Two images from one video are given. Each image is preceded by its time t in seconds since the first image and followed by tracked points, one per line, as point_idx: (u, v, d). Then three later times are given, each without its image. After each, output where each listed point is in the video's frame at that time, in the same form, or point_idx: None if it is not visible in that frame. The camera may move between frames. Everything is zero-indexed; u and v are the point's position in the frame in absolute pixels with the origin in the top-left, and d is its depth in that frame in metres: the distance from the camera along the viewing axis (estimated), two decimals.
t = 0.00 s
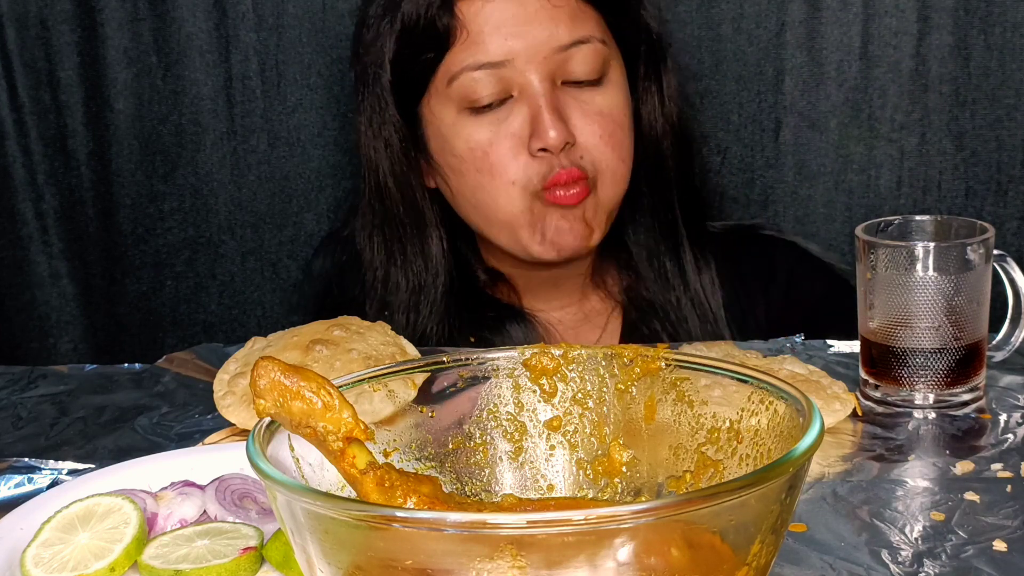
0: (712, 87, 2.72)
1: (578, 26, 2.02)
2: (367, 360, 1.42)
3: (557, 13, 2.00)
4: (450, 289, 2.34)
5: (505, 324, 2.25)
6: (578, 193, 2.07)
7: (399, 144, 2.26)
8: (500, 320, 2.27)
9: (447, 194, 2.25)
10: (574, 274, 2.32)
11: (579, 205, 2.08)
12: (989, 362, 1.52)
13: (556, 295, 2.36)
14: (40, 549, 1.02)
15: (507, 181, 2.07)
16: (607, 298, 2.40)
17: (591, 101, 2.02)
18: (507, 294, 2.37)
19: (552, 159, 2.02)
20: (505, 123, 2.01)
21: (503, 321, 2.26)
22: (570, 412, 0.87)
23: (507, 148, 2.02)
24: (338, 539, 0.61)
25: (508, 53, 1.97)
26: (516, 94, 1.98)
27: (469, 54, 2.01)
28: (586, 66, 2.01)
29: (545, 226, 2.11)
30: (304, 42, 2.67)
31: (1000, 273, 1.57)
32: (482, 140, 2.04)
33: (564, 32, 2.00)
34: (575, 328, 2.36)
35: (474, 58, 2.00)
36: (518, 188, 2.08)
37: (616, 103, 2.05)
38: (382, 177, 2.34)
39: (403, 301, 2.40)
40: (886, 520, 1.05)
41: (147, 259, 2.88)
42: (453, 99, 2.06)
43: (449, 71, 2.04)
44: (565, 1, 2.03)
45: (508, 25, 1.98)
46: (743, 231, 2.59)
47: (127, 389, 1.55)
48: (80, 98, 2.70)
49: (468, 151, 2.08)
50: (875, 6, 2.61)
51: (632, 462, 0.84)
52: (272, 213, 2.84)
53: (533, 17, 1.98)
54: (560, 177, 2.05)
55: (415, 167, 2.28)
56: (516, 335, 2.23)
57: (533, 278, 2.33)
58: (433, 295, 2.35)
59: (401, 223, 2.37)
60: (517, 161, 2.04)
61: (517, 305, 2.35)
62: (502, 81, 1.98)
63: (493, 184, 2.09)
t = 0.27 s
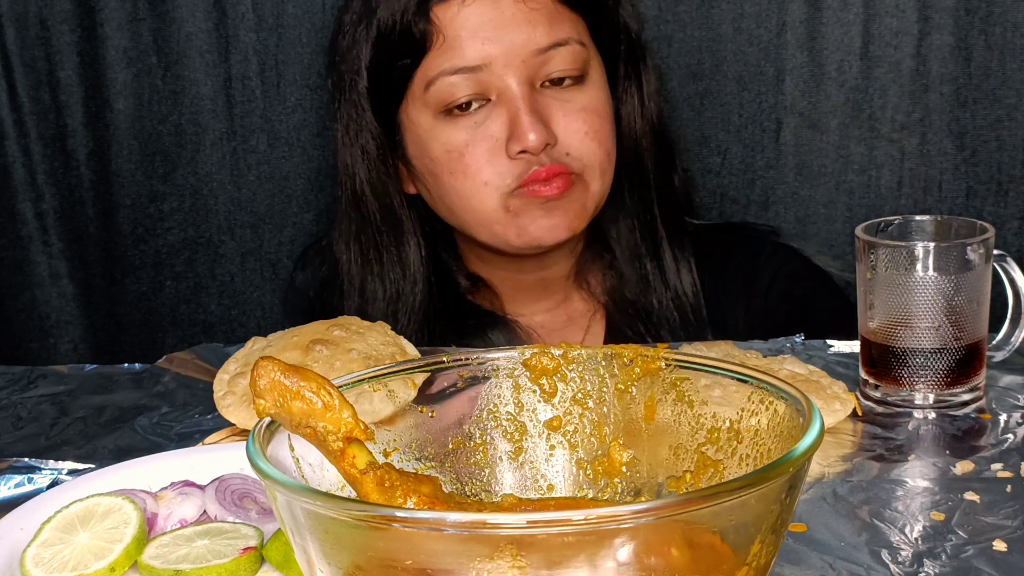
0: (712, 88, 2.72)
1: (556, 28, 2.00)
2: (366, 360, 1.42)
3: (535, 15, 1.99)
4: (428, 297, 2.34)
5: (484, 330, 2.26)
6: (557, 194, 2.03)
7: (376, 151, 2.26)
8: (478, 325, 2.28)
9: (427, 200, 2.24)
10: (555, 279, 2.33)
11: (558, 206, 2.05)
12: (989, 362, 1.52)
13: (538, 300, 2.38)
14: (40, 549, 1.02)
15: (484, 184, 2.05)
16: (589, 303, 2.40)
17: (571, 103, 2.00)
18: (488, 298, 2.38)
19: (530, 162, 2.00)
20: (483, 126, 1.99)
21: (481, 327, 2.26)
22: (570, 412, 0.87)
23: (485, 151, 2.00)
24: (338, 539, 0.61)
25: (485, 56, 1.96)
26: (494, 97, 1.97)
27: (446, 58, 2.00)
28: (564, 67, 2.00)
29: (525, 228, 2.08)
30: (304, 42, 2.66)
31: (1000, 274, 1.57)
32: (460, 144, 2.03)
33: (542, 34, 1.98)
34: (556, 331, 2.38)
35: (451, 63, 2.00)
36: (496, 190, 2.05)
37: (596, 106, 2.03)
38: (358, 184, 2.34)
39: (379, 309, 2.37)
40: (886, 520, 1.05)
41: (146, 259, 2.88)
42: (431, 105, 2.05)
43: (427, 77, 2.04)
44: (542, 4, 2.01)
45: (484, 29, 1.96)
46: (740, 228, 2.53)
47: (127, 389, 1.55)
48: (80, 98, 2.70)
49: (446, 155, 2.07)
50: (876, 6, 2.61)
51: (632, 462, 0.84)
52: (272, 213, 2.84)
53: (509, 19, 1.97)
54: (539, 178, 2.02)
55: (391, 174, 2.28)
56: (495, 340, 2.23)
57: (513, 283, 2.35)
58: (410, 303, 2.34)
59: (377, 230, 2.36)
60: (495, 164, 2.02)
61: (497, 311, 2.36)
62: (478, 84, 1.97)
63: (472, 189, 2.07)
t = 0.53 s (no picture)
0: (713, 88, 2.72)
1: (564, 26, 1.96)
2: (367, 360, 1.42)
3: (544, 11, 1.95)
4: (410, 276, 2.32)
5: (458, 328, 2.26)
6: (534, 203, 2.04)
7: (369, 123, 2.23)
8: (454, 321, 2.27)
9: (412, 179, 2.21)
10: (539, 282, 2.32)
11: (536, 208, 2.05)
12: (989, 363, 1.52)
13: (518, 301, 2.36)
14: (40, 549, 1.02)
15: (467, 174, 2.04)
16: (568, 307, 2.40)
17: (567, 106, 1.98)
18: (467, 292, 2.37)
19: (516, 159, 1.99)
20: (475, 115, 1.97)
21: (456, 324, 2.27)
22: (570, 412, 0.87)
23: (473, 140, 1.99)
24: (338, 539, 0.61)
25: (488, 46, 1.93)
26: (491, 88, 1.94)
27: (448, 40, 1.96)
28: (567, 69, 1.96)
29: (502, 226, 2.09)
30: (303, 42, 2.67)
31: (1001, 274, 1.57)
32: (449, 129, 2.00)
33: (549, 32, 1.94)
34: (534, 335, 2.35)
35: (453, 46, 1.96)
36: (479, 182, 2.05)
37: (592, 113, 2.01)
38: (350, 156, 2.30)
39: (361, 283, 2.37)
40: (886, 520, 1.05)
41: (146, 259, 2.88)
42: (427, 84, 2.01)
43: (424, 56, 2.00)
44: None
45: (490, 19, 1.93)
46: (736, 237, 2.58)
47: (127, 389, 1.55)
48: (79, 98, 2.70)
49: (433, 138, 2.04)
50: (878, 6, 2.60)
51: (632, 462, 0.84)
52: (271, 213, 2.84)
53: (517, 12, 1.93)
54: (520, 178, 2.02)
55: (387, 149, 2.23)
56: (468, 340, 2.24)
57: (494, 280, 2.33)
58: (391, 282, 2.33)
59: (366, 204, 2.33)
60: (481, 155, 2.00)
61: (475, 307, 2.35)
62: (478, 73, 1.94)
63: (454, 176, 2.06)
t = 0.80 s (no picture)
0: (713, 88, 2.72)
1: (598, 32, 1.93)
2: (367, 360, 1.42)
3: (579, 14, 1.91)
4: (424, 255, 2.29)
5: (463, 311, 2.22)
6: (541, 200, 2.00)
7: (394, 100, 2.18)
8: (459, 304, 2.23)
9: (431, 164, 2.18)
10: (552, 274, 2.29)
11: (543, 205, 2.00)
12: (989, 363, 1.52)
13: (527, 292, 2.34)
14: (40, 549, 1.02)
15: (477, 162, 1.99)
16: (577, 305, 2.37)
17: (588, 111, 1.93)
18: (477, 275, 2.34)
19: (528, 156, 1.94)
20: (494, 106, 1.93)
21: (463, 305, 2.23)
22: (570, 412, 0.87)
23: (488, 130, 1.95)
24: (337, 539, 0.61)
25: (517, 39, 1.89)
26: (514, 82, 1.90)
27: (479, 29, 1.93)
28: (595, 74, 1.92)
29: (507, 219, 2.04)
30: (303, 43, 2.67)
31: (1001, 274, 1.57)
32: (466, 116, 1.97)
33: (580, 35, 1.90)
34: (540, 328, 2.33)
35: (483, 36, 1.93)
36: (488, 172, 2.00)
37: (614, 122, 1.96)
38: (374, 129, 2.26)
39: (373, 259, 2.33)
40: (886, 520, 1.05)
41: (146, 259, 2.87)
42: (452, 70, 1.98)
43: (455, 43, 1.97)
44: (591, 4, 1.93)
45: (523, 12, 1.90)
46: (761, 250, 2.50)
47: (127, 389, 1.55)
48: (79, 98, 2.70)
49: (450, 124, 2.00)
50: (878, 6, 2.60)
51: (632, 462, 0.84)
52: (271, 213, 2.84)
53: (553, 10, 1.90)
54: (531, 175, 1.97)
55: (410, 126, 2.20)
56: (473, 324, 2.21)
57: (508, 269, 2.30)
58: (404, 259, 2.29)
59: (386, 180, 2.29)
60: (494, 147, 1.96)
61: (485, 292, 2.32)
62: (503, 65, 1.90)
63: (465, 165, 2.01)
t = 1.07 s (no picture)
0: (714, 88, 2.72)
1: (637, 40, 1.85)
2: (367, 360, 1.42)
3: (618, 20, 1.84)
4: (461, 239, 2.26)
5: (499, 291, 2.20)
6: (561, 206, 1.95)
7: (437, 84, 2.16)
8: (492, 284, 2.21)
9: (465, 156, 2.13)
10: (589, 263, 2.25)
11: (563, 208, 1.96)
12: (989, 362, 1.52)
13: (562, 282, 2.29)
14: (40, 549, 1.02)
15: (502, 158, 1.95)
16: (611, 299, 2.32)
17: (621, 118, 1.87)
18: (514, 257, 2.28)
19: (554, 159, 1.90)
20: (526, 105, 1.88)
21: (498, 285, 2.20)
22: (570, 412, 0.87)
23: (518, 130, 1.90)
24: (338, 539, 0.61)
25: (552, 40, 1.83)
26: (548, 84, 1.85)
27: (517, 27, 1.88)
28: (631, 83, 1.86)
29: (526, 218, 1.99)
30: (302, 43, 2.68)
31: (1001, 274, 1.57)
32: (498, 113, 1.92)
33: (618, 42, 1.83)
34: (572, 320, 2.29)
35: (519, 35, 1.87)
36: (512, 171, 1.95)
37: (646, 130, 1.91)
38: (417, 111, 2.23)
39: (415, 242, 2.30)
40: (886, 520, 1.05)
41: (146, 259, 2.88)
42: (488, 64, 1.93)
43: (492, 38, 1.93)
44: (633, 12, 1.86)
45: (561, 13, 1.84)
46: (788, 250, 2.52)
47: (127, 389, 1.55)
48: (79, 98, 2.70)
49: (482, 119, 1.96)
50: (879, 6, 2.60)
51: (632, 462, 0.84)
52: (272, 213, 2.84)
53: (594, 14, 1.83)
54: (555, 178, 1.92)
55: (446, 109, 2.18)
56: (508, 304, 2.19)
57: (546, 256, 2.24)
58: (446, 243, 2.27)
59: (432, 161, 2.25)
60: (522, 147, 1.91)
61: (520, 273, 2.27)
62: (539, 66, 1.85)
63: (493, 161, 1.97)
